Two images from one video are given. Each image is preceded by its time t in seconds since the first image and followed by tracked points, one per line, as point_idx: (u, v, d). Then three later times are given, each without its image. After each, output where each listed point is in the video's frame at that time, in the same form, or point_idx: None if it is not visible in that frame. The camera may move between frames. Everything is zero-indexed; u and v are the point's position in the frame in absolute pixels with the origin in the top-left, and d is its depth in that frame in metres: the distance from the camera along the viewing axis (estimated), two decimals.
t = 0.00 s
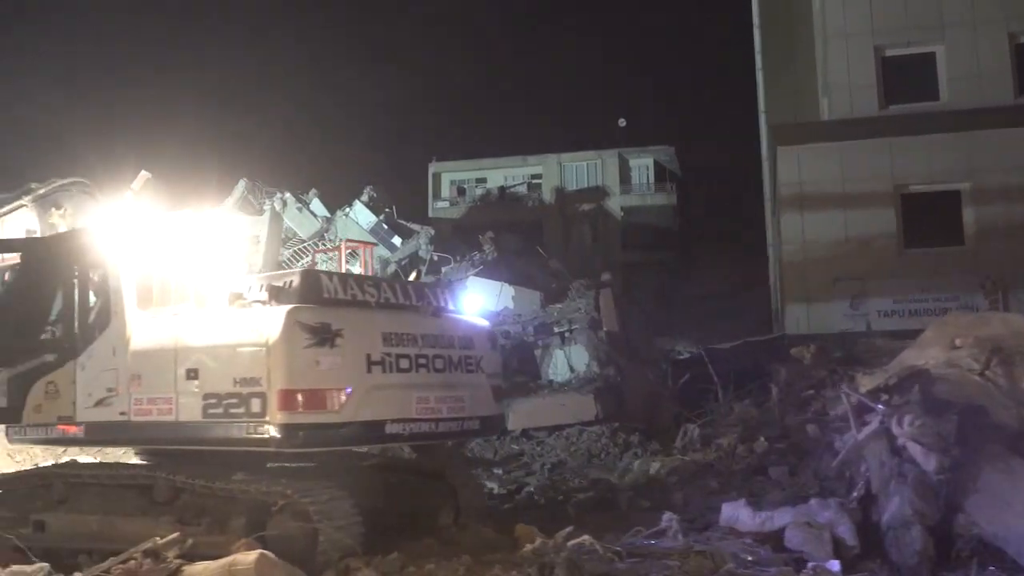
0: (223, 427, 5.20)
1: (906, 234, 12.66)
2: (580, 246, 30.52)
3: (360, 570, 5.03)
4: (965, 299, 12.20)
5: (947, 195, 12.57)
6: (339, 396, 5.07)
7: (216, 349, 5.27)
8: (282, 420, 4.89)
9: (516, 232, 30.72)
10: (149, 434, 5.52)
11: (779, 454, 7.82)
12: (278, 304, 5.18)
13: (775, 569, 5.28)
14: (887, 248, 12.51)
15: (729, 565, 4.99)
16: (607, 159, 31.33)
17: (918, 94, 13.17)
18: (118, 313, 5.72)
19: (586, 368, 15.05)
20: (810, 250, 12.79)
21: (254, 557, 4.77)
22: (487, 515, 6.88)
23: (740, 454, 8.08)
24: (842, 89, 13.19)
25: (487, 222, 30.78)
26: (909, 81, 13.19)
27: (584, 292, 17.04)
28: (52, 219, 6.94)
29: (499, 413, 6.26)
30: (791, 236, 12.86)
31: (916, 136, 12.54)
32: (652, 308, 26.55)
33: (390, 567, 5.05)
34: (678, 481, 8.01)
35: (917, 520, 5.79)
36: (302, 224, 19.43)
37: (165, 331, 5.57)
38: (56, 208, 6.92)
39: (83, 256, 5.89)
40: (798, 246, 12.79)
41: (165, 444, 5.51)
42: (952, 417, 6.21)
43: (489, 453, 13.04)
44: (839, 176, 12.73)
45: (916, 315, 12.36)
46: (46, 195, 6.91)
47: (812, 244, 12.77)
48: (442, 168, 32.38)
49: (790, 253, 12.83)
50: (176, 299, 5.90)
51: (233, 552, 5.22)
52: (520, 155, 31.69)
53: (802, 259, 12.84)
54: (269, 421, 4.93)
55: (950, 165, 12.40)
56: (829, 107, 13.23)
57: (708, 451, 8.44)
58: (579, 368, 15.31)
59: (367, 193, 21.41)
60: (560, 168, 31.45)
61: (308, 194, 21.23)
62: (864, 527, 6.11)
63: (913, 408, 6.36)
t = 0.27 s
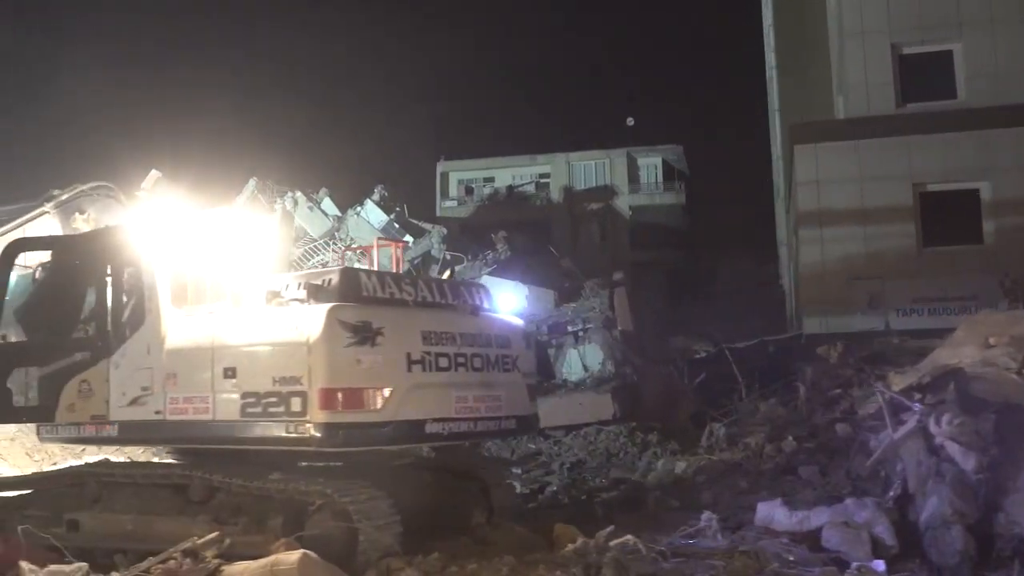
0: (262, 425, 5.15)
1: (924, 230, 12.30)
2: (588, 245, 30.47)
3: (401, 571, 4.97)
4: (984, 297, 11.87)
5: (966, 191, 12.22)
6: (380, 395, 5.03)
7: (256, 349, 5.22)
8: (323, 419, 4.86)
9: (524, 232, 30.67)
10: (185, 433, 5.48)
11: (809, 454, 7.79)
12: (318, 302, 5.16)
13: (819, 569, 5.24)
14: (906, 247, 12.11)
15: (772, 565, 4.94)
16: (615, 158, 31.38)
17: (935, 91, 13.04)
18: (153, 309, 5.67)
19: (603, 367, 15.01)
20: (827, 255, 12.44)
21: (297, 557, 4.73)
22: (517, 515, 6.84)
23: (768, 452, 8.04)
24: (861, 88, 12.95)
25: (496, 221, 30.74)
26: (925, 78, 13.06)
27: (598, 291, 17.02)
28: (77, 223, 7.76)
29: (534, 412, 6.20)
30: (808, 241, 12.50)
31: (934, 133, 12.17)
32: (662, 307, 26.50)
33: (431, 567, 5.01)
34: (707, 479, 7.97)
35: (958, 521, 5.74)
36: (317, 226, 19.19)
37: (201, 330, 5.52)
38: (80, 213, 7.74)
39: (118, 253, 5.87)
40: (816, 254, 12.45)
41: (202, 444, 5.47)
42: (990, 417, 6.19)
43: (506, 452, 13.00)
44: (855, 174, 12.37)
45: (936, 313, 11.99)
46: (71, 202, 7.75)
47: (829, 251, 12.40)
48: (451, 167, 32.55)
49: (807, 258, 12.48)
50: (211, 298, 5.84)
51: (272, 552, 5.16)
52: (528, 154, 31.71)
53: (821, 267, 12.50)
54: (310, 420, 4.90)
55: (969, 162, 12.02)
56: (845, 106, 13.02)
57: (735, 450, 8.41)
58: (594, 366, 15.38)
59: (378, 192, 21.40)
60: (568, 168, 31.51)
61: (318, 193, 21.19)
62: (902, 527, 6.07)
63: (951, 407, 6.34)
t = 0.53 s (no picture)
0: (307, 424, 5.12)
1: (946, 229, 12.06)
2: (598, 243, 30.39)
3: (449, 571, 4.92)
4: (1006, 296, 11.60)
5: (987, 190, 12.03)
6: (428, 393, 5.00)
7: (301, 347, 5.19)
8: (372, 417, 4.85)
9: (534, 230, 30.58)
10: (226, 432, 5.44)
11: (843, 453, 7.74)
12: (365, 300, 5.13)
13: (868, 569, 5.19)
14: (928, 245, 11.89)
15: (824, 566, 4.88)
16: (625, 158, 31.40)
17: (955, 89, 12.84)
18: (192, 304, 5.63)
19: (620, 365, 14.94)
20: (849, 253, 12.15)
21: (345, 557, 4.68)
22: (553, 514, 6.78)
23: (801, 451, 7.98)
24: (880, 86, 12.71)
25: (505, 220, 30.67)
26: (945, 75, 12.86)
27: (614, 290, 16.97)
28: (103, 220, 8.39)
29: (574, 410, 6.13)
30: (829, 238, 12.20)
31: (956, 130, 11.95)
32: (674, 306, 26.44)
33: (478, 568, 4.96)
34: (740, 479, 7.92)
35: (1004, 520, 5.69)
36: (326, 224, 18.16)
37: (244, 327, 5.48)
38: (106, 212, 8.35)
39: (156, 248, 5.82)
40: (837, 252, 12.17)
41: (245, 443, 5.42)
42: None
43: (526, 452, 12.93)
44: (877, 172, 12.06)
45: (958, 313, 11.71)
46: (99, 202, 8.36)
47: (851, 249, 12.12)
48: (460, 166, 32.51)
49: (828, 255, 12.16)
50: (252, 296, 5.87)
51: (318, 552, 5.09)
52: (538, 154, 31.75)
53: (842, 270, 12.23)
54: (359, 418, 4.88)
55: (992, 160, 11.80)
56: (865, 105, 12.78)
57: (766, 449, 8.36)
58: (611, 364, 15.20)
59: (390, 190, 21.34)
60: (578, 168, 31.48)
61: (330, 192, 21.12)
62: (946, 527, 6.02)
63: (993, 406, 6.28)
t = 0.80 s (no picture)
0: (351, 423, 5.07)
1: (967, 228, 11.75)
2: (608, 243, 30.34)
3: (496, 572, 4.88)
4: None
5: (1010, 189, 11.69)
6: (474, 393, 4.96)
7: (344, 346, 5.13)
8: (419, 416, 4.80)
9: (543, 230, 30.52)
10: (267, 432, 5.38)
11: (876, 452, 7.69)
12: (409, 299, 5.09)
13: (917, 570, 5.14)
14: (949, 245, 11.61)
15: (875, 566, 4.82)
16: (634, 156, 31.46)
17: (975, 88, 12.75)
18: (232, 303, 5.57)
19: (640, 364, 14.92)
20: (869, 252, 11.91)
21: (394, 558, 4.63)
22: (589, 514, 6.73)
23: (833, 451, 7.94)
24: (899, 84, 12.65)
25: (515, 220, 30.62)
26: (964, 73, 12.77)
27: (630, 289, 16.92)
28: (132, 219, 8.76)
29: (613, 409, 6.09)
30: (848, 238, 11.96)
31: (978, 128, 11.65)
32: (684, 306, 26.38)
33: (525, 568, 4.93)
34: (772, 479, 7.87)
35: None
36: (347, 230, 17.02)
37: (285, 324, 5.41)
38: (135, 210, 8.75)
39: (194, 246, 5.77)
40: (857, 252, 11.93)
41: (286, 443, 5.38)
42: None
43: (546, 451, 12.87)
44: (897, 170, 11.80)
45: (980, 312, 11.45)
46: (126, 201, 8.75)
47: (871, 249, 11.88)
48: (469, 165, 32.51)
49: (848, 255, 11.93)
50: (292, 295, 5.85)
51: (363, 552, 5.06)
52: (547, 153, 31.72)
53: (862, 270, 11.99)
54: (405, 418, 4.83)
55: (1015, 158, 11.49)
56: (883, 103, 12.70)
57: (797, 449, 8.30)
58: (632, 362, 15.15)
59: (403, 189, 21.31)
60: (588, 167, 31.48)
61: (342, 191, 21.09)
62: (988, 527, 5.96)
63: None
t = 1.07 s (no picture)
0: (389, 423, 5.05)
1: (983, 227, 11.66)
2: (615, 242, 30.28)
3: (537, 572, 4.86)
4: None
5: None
6: (513, 393, 4.93)
7: (382, 345, 5.11)
8: (459, 416, 4.80)
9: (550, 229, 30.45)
10: (301, 432, 5.35)
11: (904, 452, 7.64)
12: (447, 298, 5.07)
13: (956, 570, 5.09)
14: (965, 244, 11.51)
15: (918, 568, 4.77)
16: (642, 156, 31.36)
17: (991, 87, 12.67)
18: (266, 302, 5.55)
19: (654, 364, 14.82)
20: (885, 252, 11.81)
21: (434, 558, 4.59)
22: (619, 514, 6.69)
23: (859, 451, 7.88)
24: (915, 83, 12.57)
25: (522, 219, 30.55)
26: (980, 72, 12.69)
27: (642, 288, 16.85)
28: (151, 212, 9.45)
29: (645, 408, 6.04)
30: (865, 237, 11.91)
31: (994, 127, 11.59)
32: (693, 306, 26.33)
33: (565, 569, 4.90)
34: (798, 479, 7.82)
35: None
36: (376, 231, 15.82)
37: (320, 323, 5.39)
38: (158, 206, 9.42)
39: (226, 245, 5.75)
40: (874, 251, 11.83)
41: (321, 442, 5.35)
42: None
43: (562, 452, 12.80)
44: (913, 170, 11.73)
45: (996, 312, 11.33)
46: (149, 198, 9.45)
47: (888, 248, 11.78)
48: (476, 164, 32.46)
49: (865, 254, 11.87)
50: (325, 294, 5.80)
51: (401, 553, 5.02)
52: (555, 153, 31.66)
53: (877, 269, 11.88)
54: (445, 417, 4.83)
55: None
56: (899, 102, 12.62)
57: (822, 449, 8.26)
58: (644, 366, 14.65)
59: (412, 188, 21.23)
60: (595, 166, 31.40)
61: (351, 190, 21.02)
62: None
63: None
